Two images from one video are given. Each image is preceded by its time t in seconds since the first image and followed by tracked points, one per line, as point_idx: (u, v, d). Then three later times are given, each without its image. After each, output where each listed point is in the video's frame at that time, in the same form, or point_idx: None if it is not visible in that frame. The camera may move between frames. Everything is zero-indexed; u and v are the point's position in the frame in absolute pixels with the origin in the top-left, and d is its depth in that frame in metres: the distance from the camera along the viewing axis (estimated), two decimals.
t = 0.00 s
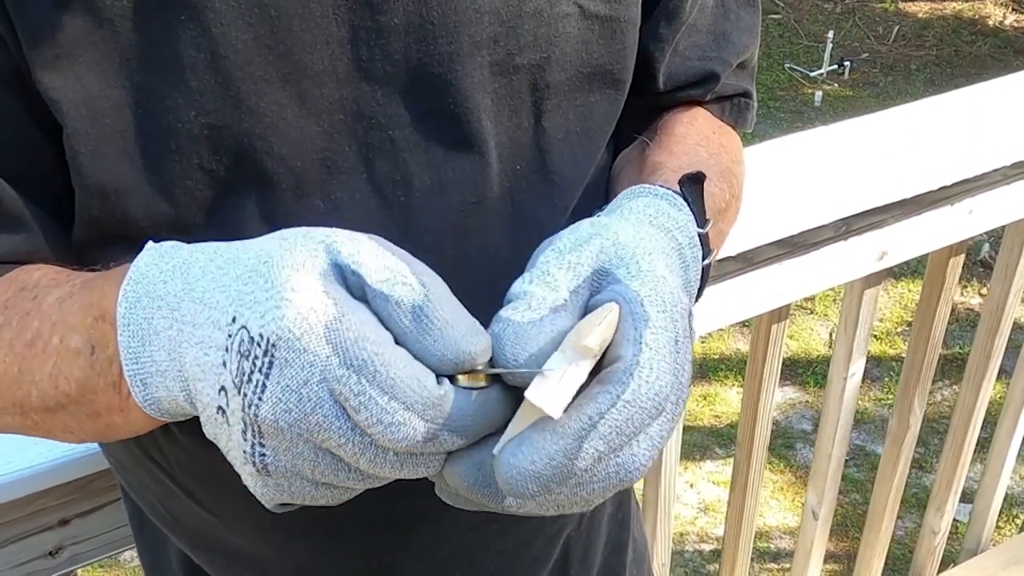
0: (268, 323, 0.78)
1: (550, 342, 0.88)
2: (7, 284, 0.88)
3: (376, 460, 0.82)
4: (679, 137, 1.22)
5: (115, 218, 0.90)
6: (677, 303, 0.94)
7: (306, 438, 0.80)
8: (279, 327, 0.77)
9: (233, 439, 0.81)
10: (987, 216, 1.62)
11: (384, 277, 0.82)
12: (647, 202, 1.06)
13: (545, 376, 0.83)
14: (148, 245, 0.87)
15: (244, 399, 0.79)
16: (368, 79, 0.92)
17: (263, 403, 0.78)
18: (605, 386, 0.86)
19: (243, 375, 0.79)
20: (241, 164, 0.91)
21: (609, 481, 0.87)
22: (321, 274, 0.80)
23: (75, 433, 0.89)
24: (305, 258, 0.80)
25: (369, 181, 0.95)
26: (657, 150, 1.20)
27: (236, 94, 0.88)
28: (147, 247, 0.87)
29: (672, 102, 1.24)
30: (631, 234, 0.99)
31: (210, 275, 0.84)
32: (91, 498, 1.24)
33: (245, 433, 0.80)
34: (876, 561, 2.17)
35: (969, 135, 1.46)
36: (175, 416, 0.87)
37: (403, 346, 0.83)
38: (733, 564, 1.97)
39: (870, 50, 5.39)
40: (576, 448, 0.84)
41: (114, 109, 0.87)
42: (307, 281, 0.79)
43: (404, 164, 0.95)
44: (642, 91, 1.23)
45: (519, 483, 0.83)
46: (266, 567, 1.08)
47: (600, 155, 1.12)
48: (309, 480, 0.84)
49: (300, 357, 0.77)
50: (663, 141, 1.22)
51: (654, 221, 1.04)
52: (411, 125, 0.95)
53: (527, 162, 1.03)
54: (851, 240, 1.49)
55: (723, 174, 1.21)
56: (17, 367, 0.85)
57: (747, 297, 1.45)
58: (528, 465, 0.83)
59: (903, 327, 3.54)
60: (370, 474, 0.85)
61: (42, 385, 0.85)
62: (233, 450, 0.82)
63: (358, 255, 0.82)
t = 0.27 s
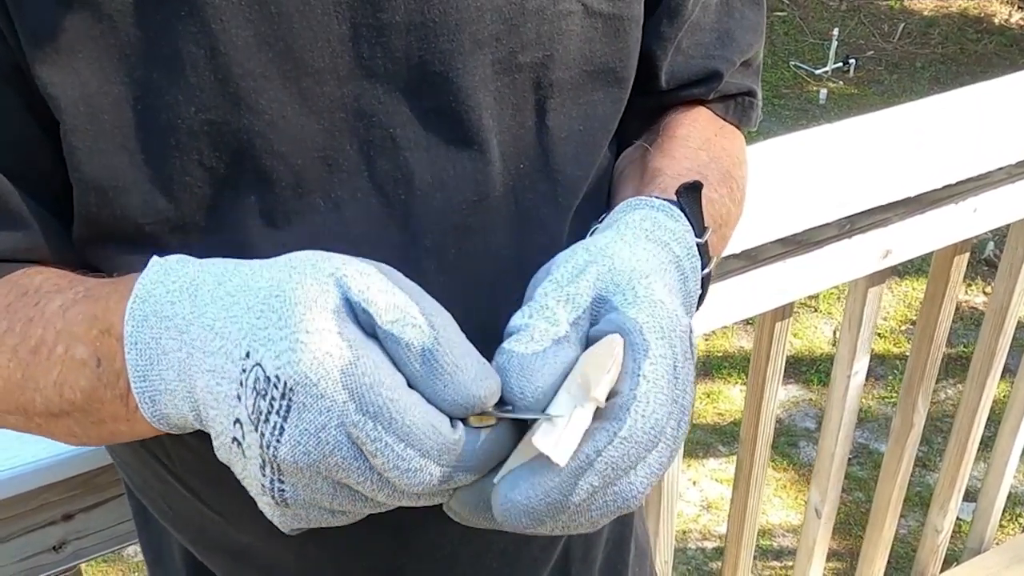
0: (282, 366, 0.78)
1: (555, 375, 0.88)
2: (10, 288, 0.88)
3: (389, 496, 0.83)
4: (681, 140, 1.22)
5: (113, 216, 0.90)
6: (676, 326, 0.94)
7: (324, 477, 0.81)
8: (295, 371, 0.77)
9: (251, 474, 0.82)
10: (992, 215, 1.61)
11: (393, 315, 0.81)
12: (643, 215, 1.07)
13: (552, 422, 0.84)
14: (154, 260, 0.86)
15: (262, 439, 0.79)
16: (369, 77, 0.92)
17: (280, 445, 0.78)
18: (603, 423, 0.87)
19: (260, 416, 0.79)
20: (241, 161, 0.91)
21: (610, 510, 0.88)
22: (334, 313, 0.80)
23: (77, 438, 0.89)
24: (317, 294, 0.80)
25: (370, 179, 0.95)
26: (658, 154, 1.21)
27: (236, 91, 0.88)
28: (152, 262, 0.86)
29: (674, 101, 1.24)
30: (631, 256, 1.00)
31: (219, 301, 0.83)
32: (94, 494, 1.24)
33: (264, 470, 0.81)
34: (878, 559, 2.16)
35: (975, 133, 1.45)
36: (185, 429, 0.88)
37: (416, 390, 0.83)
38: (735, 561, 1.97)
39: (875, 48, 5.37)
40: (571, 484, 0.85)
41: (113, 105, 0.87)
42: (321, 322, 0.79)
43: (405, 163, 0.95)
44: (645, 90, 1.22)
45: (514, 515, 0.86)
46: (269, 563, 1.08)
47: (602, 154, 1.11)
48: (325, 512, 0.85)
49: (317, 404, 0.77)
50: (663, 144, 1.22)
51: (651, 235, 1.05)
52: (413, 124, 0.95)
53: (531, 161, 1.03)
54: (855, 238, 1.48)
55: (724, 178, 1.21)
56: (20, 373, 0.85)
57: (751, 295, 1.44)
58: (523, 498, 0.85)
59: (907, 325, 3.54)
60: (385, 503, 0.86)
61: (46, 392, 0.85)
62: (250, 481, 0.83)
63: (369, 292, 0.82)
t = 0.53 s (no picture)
0: (289, 367, 0.77)
1: (552, 367, 0.87)
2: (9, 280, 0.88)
3: (395, 492, 0.84)
4: (684, 127, 1.21)
5: (114, 208, 0.89)
6: (673, 318, 0.93)
7: (333, 474, 0.81)
8: (302, 373, 0.77)
9: (260, 471, 0.82)
10: (1000, 205, 1.60)
11: (394, 313, 0.81)
12: (645, 203, 1.06)
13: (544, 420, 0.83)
14: (150, 256, 0.86)
15: (270, 439, 0.79)
16: (371, 68, 0.91)
17: (289, 446, 0.78)
18: (596, 420, 0.87)
19: (267, 416, 0.79)
20: (242, 154, 0.91)
21: (601, 503, 0.89)
22: (338, 313, 0.79)
23: (78, 431, 0.89)
24: (318, 294, 0.79)
25: (372, 171, 0.94)
26: (661, 141, 1.20)
27: (236, 84, 0.88)
28: (148, 259, 0.86)
29: (677, 90, 1.23)
30: (631, 247, 0.99)
31: (218, 300, 0.82)
32: (100, 484, 1.24)
33: (273, 468, 0.81)
34: (885, 549, 2.16)
35: (983, 123, 1.44)
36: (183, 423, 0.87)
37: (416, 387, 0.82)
38: (741, 551, 1.96)
39: (883, 37, 5.34)
40: (559, 479, 0.85)
41: (112, 98, 0.86)
42: (325, 323, 0.78)
43: (407, 155, 0.94)
44: (650, 80, 1.22)
45: (500, 505, 0.86)
46: (274, 554, 1.08)
47: (605, 145, 1.10)
48: (333, 506, 0.85)
49: (326, 404, 0.77)
50: (666, 132, 1.22)
51: (652, 223, 1.03)
52: (414, 115, 0.94)
53: (534, 151, 1.03)
54: (862, 228, 1.47)
55: (727, 166, 1.19)
56: (20, 367, 0.85)
57: (758, 286, 1.44)
58: (511, 489, 0.85)
59: (914, 316, 3.52)
60: (390, 496, 0.86)
61: (45, 385, 0.85)
62: (258, 478, 0.83)
63: (370, 290, 0.81)
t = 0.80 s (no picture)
0: (284, 337, 0.77)
1: (541, 338, 0.87)
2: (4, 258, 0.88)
3: (391, 463, 0.84)
4: (685, 106, 1.20)
5: (108, 188, 0.89)
6: (663, 293, 0.92)
7: (328, 445, 0.80)
8: (298, 343, 0.76)
9: (253, 444, 0.81)
10: (1002, 188, 1.59)
11: (388, 284, 0.80)
12: (642, 176, 1.05)
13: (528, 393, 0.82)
14: (137, 231, 0.86)
15: (264, 410, 0.79)
16: (368, 49, 0.91)
17: (285, 417, 0.78)
18: (581, 395, 0.86)
19: (261, 387, 0.78)
20: (238, 134, 0.90)
21: (587, 479, 0.88)
22: (334, 285, 0.79)
23: (66, 410, 0.88)
24: (312, 265, 0.79)
25: (369, 152, 0.93)
26: (662, 120, 1.19)
27: (232, 64, 0.87)
28: (135, 234, 0.86)
29: (676, 70, 1.22)
30: (625, 220, 0.98)
31: (210, 273, 0.82)
32: (101, 462, 1.24)
33: (268, 440, 0.80)
34: (883, 530, 2.16)
35: (986, 104, 1.43)
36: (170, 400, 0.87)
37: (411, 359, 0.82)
38: (740, 532, 1.97)
39: (887, 17, 5.30)
40: (543, 455, 0.85)
41: (106, 77, 0.86)
42: (321, 294, 0.78)
43: (404, 136, 0.94)
44: (650, 60, 1.21)
45: (485, 480, 0.85)
46: (273, 533, 1.08)
47: (604, 127, 1.09)
48: (325, 479, 0.85)
49: (322, 374, 0.77)
50: (667, 111, 1.20)
51: (648, 196, 1.03)
52: (411, 95, 0.94)
53: (531, 132, 1.02)
54: (864, 211, 1.47)
55: (728, 144, 1.18)
56: (10, 344, 0.85)
57: (760, 267, 1.43)
58: (495, 464, 0.85)
59: (914, 298, 3.52)
60: (383, 470, 0.86)
61: (33, 362, 0.85)
62: (250, 452, 0.82)
63: (365, 262, 0.80)
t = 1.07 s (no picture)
0: (281, 327, 0.76)
1: (532, 330, 0.86)
2: None
3: (385, 451, 0.84)
4: (690, 82, 1.19)
5: (104, 165, 0.87)
6: (654, 282, 0.91)
7: (324, 433, 0.80)
8: (297, 333, 0.75)
9: (246, 430, 0.81)
10: (1010, 160, 1.57)
11: (387, 274, 0.79)
12: (642, 154, 1.04)
13: (517, 394, 0.81)
14: (121, 209, 0.85)
15: (260, 398, 0.78)
16: (366, 24, 0.90)
17: (283, 406, 0.77)
18: (573, 392, 0.86)
19: (257, 375, 0.77)
20: (234, 111, 0.89)
21: (576, 471, 0.89)
22: (331, 272, 0.77)
23: (51, 389, 0.87)
24: (310, 254, 0.77)
25: (367, 129, 0.92)
26: (666, 95, 1.18)
27: (228, 39, 0.86)
28: (120, 212, 0.85)
29: (679, 46, 1.20)
30: (620, 203, 0.96)
31: (200, 256, 0.81)
32: (105, 437, 1.24)
33: (263, 427, 0.79)
34: (886, 502, 2.15)
35: (995, 76, 1.40)
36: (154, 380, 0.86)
37: (409, 350, 0.81)
38: (743, 504, 1.97)
39: None
40: (534, 452, 0.85)
41: (101, 52, 0.85)
42: (317, 283, 0.76)
43: (402, 112, 0.93)
44: (652, 37, 1.19)
45: (477, 476, 0.85)
46: (275, 509, 1.08)
47: (604, 105, 1.08)
48: (316, 465, 0.84)
49: (321, 364, 0.76)
50: (672, 87, 1.19)
51: (647, 175, 1.01)
52: (409, 71, 0.92)
53: (532, 107, 1.01)
54: (871, 183, 1.45)
55: (734, 120, 1.17)
56: None
57: (764, 240, 1.41)
58: (486, 462, 0.84)
59: (920, 269, 3.50)
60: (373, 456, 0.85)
61: (19, 339, 0.84)
62: (241, 438, 0.82)
63: (362, 251, 0.79)
